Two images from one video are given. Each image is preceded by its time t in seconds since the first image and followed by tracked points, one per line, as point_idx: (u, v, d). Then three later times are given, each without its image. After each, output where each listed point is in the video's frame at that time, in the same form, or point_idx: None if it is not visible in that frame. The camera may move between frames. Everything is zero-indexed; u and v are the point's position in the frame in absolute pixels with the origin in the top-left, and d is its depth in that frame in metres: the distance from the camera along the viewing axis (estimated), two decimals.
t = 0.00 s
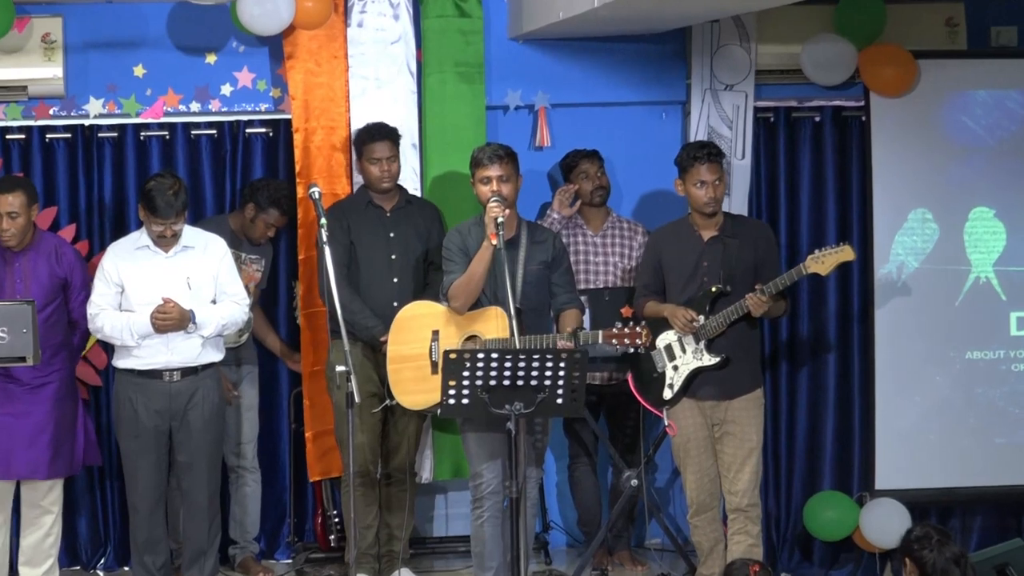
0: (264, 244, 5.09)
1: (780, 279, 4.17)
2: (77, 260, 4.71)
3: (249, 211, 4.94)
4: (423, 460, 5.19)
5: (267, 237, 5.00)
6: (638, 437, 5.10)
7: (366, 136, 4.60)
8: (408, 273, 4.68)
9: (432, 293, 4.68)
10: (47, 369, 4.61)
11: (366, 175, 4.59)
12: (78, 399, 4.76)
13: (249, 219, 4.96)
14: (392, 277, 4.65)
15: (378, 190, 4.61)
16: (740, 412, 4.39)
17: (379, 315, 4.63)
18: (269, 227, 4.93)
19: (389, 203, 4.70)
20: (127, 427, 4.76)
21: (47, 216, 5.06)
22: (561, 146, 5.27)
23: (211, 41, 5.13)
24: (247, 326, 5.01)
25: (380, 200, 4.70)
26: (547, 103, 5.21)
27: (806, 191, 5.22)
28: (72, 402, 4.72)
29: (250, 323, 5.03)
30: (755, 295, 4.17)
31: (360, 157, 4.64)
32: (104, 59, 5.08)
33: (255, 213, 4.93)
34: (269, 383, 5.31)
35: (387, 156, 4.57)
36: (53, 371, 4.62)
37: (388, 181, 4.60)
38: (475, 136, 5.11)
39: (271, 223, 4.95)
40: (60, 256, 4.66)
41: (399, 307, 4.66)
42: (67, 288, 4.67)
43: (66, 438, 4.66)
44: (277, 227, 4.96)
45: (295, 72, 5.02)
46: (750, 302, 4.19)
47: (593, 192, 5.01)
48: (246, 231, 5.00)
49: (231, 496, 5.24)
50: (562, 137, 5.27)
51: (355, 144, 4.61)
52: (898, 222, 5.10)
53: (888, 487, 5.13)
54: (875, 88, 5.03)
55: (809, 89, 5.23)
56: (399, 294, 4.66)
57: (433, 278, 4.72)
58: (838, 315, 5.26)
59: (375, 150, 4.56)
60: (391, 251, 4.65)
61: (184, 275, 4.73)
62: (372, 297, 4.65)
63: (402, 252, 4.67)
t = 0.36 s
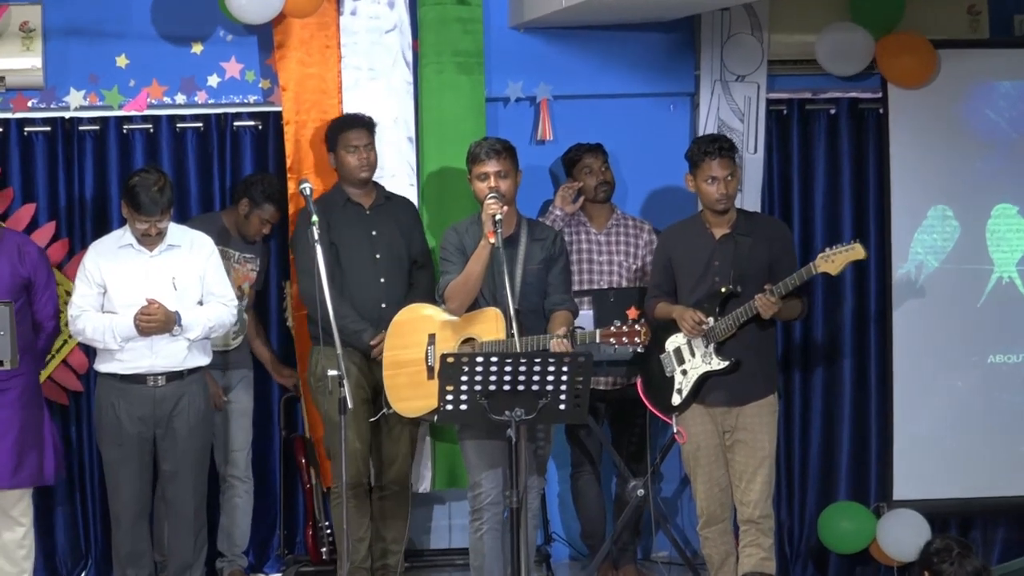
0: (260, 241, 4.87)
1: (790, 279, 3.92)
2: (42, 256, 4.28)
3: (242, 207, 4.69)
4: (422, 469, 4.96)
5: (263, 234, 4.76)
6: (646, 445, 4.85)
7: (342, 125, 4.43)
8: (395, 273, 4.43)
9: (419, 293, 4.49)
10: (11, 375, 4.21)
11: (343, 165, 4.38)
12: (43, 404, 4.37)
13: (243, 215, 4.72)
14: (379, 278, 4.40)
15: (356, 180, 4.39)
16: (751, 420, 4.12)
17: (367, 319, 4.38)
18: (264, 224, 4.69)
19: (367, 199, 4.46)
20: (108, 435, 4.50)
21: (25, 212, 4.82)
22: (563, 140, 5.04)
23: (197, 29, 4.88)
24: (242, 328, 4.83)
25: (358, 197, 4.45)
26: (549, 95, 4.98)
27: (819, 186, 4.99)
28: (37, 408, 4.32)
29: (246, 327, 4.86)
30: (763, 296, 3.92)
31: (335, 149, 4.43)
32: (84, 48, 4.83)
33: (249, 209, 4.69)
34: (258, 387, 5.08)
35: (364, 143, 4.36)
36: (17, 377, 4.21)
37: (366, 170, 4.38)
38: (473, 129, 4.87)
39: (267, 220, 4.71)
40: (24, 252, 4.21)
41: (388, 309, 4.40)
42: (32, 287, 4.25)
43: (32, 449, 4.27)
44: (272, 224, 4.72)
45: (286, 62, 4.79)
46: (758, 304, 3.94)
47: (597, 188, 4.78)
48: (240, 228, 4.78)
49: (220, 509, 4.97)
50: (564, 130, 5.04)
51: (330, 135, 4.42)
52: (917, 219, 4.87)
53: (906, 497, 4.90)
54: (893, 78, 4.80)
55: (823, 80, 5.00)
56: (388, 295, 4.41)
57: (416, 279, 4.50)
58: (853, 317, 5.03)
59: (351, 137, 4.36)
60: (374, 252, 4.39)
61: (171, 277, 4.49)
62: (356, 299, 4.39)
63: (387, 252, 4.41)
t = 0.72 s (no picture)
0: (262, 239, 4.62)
1: (800, 283, 3.68)
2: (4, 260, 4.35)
3: (246, 199, 4.47)
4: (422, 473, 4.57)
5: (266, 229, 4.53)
6: (651, 453, 4.63)
7: (327, 114, 4.22)
8: (382, 274, 4.20)
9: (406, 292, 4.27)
10: None
11: (325, 154, 4.16)
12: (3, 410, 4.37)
13: (245, 209, 4.49)
14: (366, 280, 4.17)
15: (338, 171, 4.17)
16: (763, 427, 3.90)
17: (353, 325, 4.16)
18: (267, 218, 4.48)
19: (346, 197, 4.23)
20: (88, 442, 4.20)
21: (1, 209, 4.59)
22: (565, 133, 4.81)
23: (181, 17, 4.66)
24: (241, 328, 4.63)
25: (339, 193, 4.22)
26: (550, 86, 4.76)
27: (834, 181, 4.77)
28: None
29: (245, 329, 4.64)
30: (772, 299, 3.69)
31: (317, 140, 4.22)
32: (64, 38, 4.61)
33: (252, 202, 4.47)
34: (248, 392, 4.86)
35: (348, 132, 4.16)
36: None
37: (349, 161, 4.16)
38: (470, 123, 4.65)
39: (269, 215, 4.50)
40: None
41: (375, 313, 4.18)
42: None
43: None
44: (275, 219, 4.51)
45: (274, 51, 4.57)
46: (767, 307, 3.71)
47: (601, 184, 4.54)
48: (241, 221, 4.54)
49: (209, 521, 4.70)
50: (566, 123, 4.81)
51: (312, 125, 4.22)
52: (937, 215, 4.65)
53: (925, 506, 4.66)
54: (911, 69, 4.58)
55: (838, 70, 4.77)
56: (374, 298, 4.18)
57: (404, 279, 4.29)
58: (869, 318, 4.80)
59: (334, 125, 4.16)
60: (358, 252, 4.17)
61: (155, 275, 4.22)
62: (344, 301, 4.15)
63: (373, 252, 4.19)
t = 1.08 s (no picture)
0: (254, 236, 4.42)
1: (819, 282, 3.47)
2: None
3: (239, 193, 4.28)
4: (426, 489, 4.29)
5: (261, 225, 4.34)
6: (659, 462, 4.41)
7: (325, 106, 4.03)
8: (389, 272, 3.97)
9: (417, 292, 4.02)
10: None
11: (325, 147, 3.96)
12: None
13: (239, 204, 4.29)
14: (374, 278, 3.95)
15: (340, 164, 3.96)
16: (776, 434, 3.66)
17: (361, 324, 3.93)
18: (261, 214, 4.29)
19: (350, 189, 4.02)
20: (66, 451, 3.95)
21: None
22: (567, 126, 4.60)
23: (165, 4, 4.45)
24: (232, 331, 4.40)
25: (341, 187, 4.01)
26: (553, 77, 4.54)
27: (850, 177, 4.55)
28: None
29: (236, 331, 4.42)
30: (788, 301, 3.47)
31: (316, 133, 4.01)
32: (42, 26, 4.40)
33: (246, 195, 4.28)
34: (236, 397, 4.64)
35: (349, 123, 3.97)
36: None
37: (351, 153, 3.97)
38: (469, 114, 4.43)
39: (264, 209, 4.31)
40: None
41: (383, 313, 3.95)
42: None
43: None
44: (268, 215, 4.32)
45: (262, 40, 4.35)
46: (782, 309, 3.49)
47: (603, 179, 4.33)
48: (235, 217, 4.32)
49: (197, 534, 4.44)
50: (568, 115, 4.60)
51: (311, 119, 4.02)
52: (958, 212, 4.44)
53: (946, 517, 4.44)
54: (927, 57, 4.37)
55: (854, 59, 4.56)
56: (383, 297, 3.95)
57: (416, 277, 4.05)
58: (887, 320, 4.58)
59: (334, 116, 3.97)
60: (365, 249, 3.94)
61: (138, 275, 3.97)
62: (349, 301, 3.92)
63: (379, 249, 3.96)
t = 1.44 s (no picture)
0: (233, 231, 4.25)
1: (833, 290, 3.24)
2: None
3: (215, 185, 4.13)
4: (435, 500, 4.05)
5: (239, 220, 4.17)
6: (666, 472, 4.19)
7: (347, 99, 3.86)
8: (416, 270, 3.75)
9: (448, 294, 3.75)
10: None
11: (343, 140, 3.77)
12: None
13: (215, 196, 4.14)
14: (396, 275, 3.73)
15: (361, 157, 3.75)
16: (794, 442, 3.44)
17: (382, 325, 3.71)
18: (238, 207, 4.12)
19: (373, 183, 3.80)
20: (46, 463, 3.67)
21: None
22: (572, 117, 4.39)
23: None
24: (212, 331, 4.19)
25: (363, 182, 3.80)
26: (556, 66, 4.33)
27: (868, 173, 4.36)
28: None
29: (217, 332, 4.21)
30: (803, 308, 3.26)
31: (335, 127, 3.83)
32: (20, 13, 4.19)
33: (222, 188, 4.13)
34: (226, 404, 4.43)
35: (366, 114, 3.78)
36: None
37: (371, 145, 3.76)
38: (468, 104, 4.22)
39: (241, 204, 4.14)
40: None
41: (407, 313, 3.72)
42: None
43: None
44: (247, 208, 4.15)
45: (251, 27, 4.13)
46: (798, 314, 3.28)
47: (610, 173, 4.11)
48: (212, 211, 4.17)
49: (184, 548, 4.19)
50: (572, 105, 4.39)
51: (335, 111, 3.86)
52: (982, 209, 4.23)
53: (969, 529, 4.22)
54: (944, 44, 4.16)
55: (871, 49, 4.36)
56: (408, 297, 3.73)
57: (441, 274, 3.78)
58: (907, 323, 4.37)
59: (351, 108, 3.78)
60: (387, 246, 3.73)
61: (120, 275, 3.72)
62: (370, 302, 3.70)
63: (401, 246, 3.74)
